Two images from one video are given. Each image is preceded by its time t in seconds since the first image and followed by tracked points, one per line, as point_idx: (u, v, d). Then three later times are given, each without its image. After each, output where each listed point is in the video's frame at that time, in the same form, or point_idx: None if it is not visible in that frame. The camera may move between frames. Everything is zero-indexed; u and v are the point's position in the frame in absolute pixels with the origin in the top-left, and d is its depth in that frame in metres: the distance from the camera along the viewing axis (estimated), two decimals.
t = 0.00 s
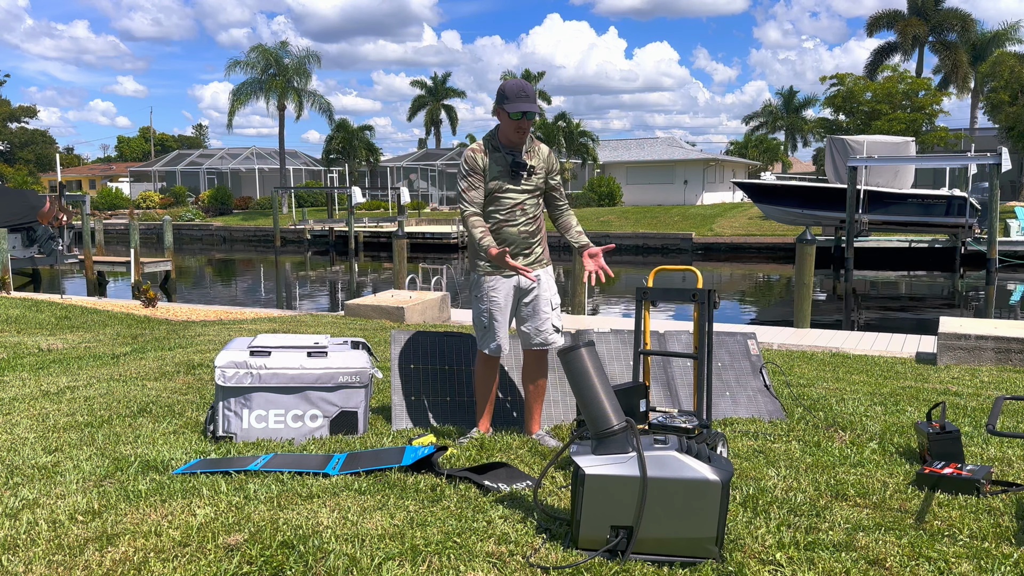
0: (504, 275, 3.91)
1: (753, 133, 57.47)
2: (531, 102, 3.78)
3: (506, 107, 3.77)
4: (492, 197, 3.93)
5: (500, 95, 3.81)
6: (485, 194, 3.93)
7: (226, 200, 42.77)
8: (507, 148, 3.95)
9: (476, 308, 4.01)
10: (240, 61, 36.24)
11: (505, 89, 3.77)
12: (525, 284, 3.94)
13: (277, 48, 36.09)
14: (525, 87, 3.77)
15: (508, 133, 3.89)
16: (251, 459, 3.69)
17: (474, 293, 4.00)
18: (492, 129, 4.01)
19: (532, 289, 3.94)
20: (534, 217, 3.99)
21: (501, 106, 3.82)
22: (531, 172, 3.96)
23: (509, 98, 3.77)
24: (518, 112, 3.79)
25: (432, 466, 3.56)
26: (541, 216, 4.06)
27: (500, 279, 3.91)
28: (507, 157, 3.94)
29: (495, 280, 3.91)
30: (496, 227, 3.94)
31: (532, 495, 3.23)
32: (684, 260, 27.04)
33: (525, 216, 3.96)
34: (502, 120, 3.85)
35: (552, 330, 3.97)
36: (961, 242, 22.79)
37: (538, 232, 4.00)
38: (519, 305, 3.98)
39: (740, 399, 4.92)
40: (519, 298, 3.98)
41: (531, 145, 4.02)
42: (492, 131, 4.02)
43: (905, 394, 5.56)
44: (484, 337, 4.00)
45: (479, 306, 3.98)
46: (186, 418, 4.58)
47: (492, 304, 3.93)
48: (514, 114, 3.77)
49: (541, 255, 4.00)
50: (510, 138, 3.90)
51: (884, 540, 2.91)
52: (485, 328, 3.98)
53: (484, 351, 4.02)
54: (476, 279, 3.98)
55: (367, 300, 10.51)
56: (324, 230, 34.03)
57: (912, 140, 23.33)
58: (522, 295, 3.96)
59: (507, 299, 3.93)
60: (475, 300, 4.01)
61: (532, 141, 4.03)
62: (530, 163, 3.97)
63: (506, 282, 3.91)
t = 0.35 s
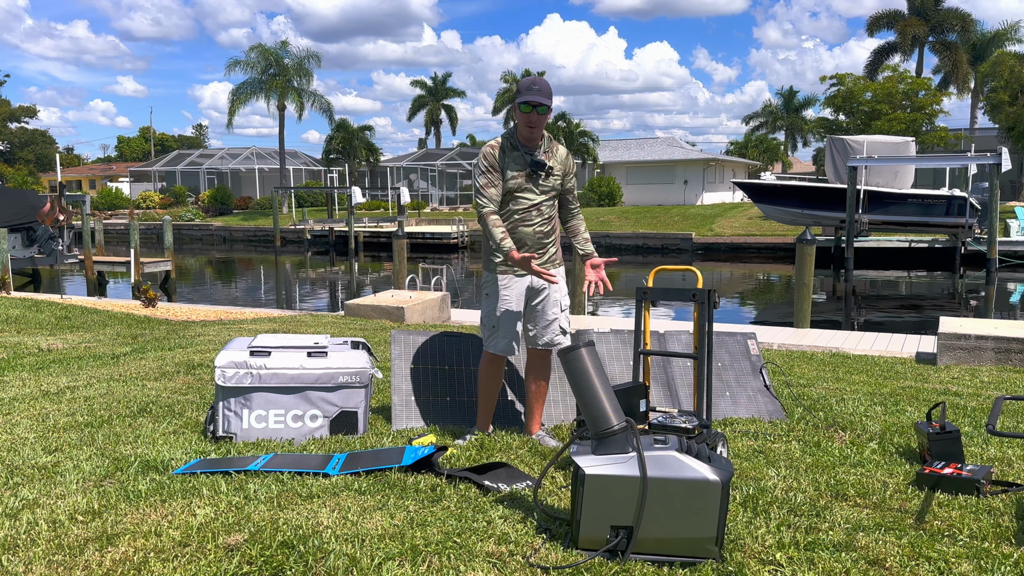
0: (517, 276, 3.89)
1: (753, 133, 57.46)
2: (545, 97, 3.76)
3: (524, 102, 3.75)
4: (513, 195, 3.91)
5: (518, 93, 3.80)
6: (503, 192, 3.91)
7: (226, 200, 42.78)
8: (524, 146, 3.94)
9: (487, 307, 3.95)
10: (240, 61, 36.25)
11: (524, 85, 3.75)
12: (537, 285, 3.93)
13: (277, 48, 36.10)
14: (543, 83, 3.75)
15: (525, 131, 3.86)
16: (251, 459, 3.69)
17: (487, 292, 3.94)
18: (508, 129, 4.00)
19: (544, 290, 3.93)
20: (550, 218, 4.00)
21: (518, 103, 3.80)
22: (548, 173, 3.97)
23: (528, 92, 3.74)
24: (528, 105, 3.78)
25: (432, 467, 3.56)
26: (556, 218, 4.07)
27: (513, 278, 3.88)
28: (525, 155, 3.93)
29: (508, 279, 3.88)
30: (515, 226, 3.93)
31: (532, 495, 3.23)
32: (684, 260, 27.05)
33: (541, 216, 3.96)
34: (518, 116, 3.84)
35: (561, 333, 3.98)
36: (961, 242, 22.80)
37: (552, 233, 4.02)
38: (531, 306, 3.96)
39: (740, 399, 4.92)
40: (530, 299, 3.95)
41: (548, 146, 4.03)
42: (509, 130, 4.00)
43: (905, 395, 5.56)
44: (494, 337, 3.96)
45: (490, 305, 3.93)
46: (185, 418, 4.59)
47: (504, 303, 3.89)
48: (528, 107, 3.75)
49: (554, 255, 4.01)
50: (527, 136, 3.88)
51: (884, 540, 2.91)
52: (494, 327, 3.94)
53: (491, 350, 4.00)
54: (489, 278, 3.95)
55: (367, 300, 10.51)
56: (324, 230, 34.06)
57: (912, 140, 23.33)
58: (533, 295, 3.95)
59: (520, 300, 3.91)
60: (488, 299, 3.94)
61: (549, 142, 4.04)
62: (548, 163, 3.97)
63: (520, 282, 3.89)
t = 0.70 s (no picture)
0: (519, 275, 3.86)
1: (753, 133, 57.48)
2: (553, 96, 3.74)
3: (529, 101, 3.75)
4: (516, 195, 3.92)
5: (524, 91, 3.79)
6: (505, 192, 3.93)
7: (226, 200, 42.78)
8: (532, 147, 3.94)
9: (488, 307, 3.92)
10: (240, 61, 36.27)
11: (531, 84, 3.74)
12: (540, 285, 3.91)
13: (277, 48, 36.09)
14: (549, 82, 3.74)
15: (532, 130, 3.86)
16: (252, 459, 3.69)
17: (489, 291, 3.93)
18: (517, 129, 4.01)
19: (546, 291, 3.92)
20: (556, 218, 3.97)
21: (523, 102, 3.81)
22: (554, 172, 3.94)
23: (533, 91, 3.74)
24: (536, 103, 3.77)
25: (432, 466, 3.56)
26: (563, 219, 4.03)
27: (514, 278, 3.85)
28: (532, 155, 3.93)
29: (509, 278, 3.85)
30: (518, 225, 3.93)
31: (533, 495, 3.23)
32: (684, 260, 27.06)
33: (545, 216, 3.94)
34: (525, 114, 3.83)
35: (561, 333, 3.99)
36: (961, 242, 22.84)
37: (559, 233, 3.99)
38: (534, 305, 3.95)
39: (740, 399, 4.92)
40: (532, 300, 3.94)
41: (557, 146, 4.01)
42: (518, 130, 4.01)
43: (905, 394, 5.57)
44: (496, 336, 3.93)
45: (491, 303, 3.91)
46: (185, 417, 4.59)
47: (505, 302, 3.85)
48: (535, 105, 3.74)
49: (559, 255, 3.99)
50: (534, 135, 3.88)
51: (884, 539, 2.91)
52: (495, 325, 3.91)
53: (492, 350, 3.98)
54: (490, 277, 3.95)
55: (367, 300, 10.51)
56: (324, 230, 34.09)
57: (912, 140, 23.33)
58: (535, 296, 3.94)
59: (522, 299, 3.86)
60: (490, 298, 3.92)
61: (559, 143, 4.02)
62: (555, 162, 3.95)
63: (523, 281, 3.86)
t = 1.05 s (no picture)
0: (516, 275, 3.87)
1: (753, 133, 57.49)
2: (552, 97, 3.76)
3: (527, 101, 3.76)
4: (510, 194, 3.92)
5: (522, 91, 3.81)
6: (500, 193, 3.93)
7: (226, 200, 42.75)
8: (528, 147, 3.94)
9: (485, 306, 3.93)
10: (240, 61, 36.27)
11: (528, 84, 3.76)
12: (537, 284, 3.91)
13: (277, 48, 36.07)
14: (548, 82, 3.75)
15: (530, 129, 3.86)
16: (251, 459, 3.69)
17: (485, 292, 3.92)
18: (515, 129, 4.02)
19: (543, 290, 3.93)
20: (552, 219, 3.97)
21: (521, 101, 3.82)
22: (552, 173, 3.94)
23: (531, 90, 3.75)
24: (535, 104, 3.78)
25: (432, 466, 3.55)
26: (560, 219, 4.02)
27: (509, 278, 3.85)
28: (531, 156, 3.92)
29: (505, 278, 3.85)
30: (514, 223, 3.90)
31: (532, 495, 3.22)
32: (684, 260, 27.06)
33: (541, 217, 3.93)
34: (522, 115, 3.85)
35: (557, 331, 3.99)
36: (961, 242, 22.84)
37: (555, 233, 3.97)
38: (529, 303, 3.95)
39: (740, 399, 4.92)
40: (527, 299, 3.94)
41: (554, 147, 4.01)
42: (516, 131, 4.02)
43: (905, 394, 5.57)
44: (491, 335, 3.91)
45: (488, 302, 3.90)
46: (185, 418, 4.59)
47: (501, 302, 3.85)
48: (532, 104, 3.75)
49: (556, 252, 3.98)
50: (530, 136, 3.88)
51: (884, 540, 2.91)
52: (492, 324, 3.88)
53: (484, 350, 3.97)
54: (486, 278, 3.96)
55: (367, 300, 10.51)
56: (324, 230, 34.08)
57: (911, 140, 23.35)
58: (532, 297, 3.94)
59: (519, 297, 3.88)
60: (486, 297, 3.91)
61: (556, 144, 4.02)
62: (551, 163, 3.96)
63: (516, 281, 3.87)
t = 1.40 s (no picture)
0: (503, 275, 3.87)
1: (753, 133, 57.52)
2: (537, 99, 3.77)
3: (512, 102, 3.76)
4: (494, 194, 3.91)
5: (507, 91, 3.80)
6: (484, 192, 3.91)
7: (226, 201, 42.71)
8: (511, 147, 3.93)
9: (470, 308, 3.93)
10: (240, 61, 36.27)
11: (513, 84, 3.76)
12: (523, 285, 3.91)
13: (277, 48, 36.07)
14: (534, 83, 3.76)
15: (514, 129, 3.85)
16: (252, 459, 3.69)
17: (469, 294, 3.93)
18: (496, 129, 4.00)
19: (530, 291, 3.93)
20: (536, 218, 3.97)
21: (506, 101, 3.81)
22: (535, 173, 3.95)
23: (517, 92, 3.75)
24: (521, 106, 3.78)
25: (432, 466, 3.55)
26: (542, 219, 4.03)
27: (496, 279, 3.86)
28: (515, 156, 3.92)
29: (491, 280, 3.85)
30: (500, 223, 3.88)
31: (532, 495, 3.23)
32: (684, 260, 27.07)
33: (526, 216, 3.93)
34: (507, 115, 3.84)
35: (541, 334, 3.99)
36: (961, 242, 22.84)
37: (539, 233, 3.98)
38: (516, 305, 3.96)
39: (740, 399, 4.92)
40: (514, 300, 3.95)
41: (534, 146, 4.01)
42: (497, 130, 4.00)
43: (905, 394, 5.57)
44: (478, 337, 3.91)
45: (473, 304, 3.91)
46: (185, 418, 4.59)
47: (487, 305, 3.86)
48: (518, 107, 3.75)
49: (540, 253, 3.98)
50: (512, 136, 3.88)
51: (885, 539, 2.91)
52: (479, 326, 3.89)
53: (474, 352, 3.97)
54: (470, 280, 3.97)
55: (367, 300, 10.51)
56: (324, 230, 34.06)
57: (911, 140, 23.39)
58: (519, 298, 3.95)
59: (505, 298, 3.89)
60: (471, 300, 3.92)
61: (536, 143, 4.03)
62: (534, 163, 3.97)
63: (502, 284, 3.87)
